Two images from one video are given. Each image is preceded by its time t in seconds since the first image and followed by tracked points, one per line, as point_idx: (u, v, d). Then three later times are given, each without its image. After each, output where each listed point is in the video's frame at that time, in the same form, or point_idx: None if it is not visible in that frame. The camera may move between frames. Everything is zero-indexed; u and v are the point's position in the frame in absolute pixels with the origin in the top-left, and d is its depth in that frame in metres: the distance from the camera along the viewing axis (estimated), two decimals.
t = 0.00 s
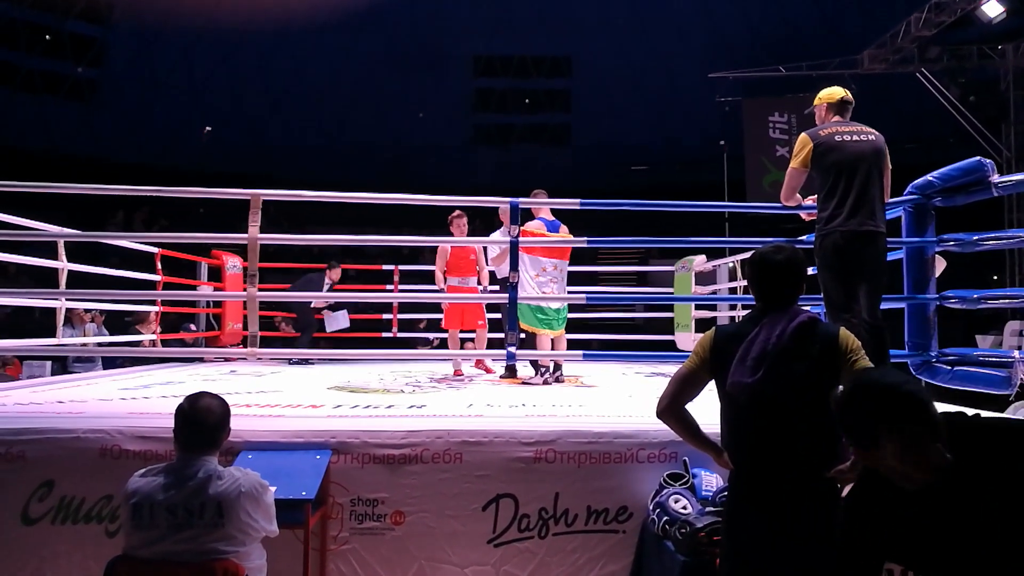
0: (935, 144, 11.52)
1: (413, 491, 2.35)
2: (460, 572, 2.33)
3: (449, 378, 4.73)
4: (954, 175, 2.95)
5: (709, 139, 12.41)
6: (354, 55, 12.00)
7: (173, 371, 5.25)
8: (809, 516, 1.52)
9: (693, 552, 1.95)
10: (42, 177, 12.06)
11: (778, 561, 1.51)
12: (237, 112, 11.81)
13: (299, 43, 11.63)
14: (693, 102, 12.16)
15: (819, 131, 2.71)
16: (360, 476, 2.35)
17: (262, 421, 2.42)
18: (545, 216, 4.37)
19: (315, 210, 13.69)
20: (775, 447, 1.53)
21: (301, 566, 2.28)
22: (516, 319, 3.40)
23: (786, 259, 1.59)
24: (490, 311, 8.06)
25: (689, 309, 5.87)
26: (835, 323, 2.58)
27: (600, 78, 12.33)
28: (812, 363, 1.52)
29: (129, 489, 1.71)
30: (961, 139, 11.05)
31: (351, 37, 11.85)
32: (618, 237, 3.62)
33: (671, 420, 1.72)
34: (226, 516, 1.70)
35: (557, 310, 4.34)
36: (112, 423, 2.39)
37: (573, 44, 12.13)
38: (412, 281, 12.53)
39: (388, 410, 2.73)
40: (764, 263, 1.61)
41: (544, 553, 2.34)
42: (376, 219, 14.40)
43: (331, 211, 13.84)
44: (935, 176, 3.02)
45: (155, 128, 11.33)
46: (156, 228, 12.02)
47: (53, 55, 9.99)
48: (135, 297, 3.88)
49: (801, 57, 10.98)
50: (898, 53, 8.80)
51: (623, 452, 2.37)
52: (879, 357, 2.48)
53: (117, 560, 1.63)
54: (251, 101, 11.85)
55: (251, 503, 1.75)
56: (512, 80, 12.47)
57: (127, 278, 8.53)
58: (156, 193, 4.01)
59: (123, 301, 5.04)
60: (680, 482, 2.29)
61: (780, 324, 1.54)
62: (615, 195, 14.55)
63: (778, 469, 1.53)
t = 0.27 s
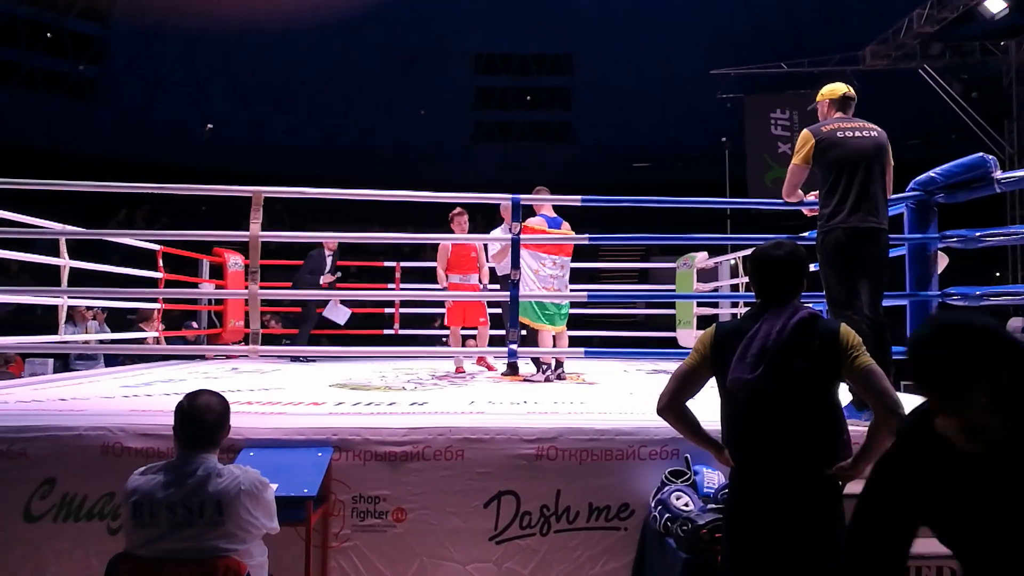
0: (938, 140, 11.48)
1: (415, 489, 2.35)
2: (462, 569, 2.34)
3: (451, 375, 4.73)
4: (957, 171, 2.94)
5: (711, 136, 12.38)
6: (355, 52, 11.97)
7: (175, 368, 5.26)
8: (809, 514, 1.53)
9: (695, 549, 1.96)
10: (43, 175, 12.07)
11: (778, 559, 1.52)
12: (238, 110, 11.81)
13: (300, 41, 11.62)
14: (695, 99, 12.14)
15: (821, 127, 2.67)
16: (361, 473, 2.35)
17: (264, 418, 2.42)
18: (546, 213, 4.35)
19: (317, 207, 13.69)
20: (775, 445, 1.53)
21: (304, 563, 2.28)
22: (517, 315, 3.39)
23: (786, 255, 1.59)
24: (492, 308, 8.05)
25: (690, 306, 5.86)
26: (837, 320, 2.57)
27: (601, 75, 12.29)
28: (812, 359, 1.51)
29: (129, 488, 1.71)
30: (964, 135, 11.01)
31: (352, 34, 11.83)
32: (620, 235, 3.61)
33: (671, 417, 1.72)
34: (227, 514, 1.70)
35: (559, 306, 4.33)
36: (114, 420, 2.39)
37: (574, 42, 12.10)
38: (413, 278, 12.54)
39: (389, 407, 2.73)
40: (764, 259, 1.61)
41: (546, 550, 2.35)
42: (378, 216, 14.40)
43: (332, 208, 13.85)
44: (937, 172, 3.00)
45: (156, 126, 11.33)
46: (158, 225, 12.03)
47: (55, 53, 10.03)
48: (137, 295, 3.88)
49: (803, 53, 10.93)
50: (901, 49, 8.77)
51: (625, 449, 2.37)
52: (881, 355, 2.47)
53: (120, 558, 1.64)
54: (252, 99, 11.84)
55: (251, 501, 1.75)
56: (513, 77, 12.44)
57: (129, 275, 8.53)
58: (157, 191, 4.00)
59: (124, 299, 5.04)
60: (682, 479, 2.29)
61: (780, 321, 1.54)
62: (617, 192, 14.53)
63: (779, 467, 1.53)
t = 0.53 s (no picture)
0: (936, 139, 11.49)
1: (413, 487, 2.35)
2: (460, 568, 2.34)
3: (449, 373, 4.73)
4: (956, 170, 2.94)
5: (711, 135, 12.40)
6: (354, 50, 11.96)
7: (173, 366, 5.25)
8: (807, 513, 1.53)
9: (692, 548, 1.96)
10: (41, 173, 12.05)
11: (776, 559, 1.52)
12: (237, 108, 11.80)
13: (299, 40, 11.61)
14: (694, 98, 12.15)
15: (820, 126, 2.67)
16: (359, 472, 2.35)
17: (261, 417, 2.41)
18: (545, 211, 4.35)
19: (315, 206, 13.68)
20: (772, 444, 1.52)
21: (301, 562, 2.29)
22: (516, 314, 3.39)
23: (784, 253, 1.60)
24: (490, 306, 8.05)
25: (689, 304, 5.86)
26: (836, 319, 2.57)
27: (600, 74, 12.28)
28: (809, 357, 1.51)
29: (125, 487, 1.71)
30: (962, 135, 11.03)
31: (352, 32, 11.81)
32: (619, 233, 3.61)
33: (669, 416, 1.72)
34: (224, 513, 1.70)
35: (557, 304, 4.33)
36: (111, 419, 2.39)
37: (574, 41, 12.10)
38: (412, 277, 12.54)
39: (388, 406, 2.72)
40: (761, 258, 1.62)
41: (543, 549, 2.35)
42: (376, 214, 14.39)
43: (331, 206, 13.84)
44: (936, 171, 3.00)
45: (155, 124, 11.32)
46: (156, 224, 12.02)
47: (53, 51, 10.02)
48: (135, 293, 3.87)
49: (802, 52, 10.94)
50: (899, 48, 8.78)
51: (623, 448, 2.37)
52: (880, 354, 2.48)
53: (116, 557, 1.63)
54: (251, 97, 11.83)
55: (248, 500, 1.74)
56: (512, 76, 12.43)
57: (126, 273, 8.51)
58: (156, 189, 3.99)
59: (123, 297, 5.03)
60: (680, 478, 2.29)
61: (778, 318, 1.54)
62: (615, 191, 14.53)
63: (777, 467, 1.53)
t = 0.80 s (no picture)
0: (936, 137, 11.48)
1: (413, 484, 2.35)
2: (459, 564, 2.34)
3: (449, 371, 4.73)
4: (955, 167, 2.94)
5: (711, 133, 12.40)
6: (353, 47, 11.94)
7: (173, 363, 5.25)
8: (805, 509, 1.53)
9: (692, 545, 1.97)
10: (39, 170, 12.04)
11: (774, 555, 1.52)
12: (236, 106, 11.79)
13: (299, 38, 11.60)
14: (694, 95, 12.14)
15: (821, 123, 2.67)
16: (359, 469, 2.35)
17: (261, 414, 2.41)
18: (544, 209, 4.34)
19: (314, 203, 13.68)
20: (771, 440, 1.52)
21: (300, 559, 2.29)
22: (516, 312, 3.38)
23: (785, 251, 1.59)
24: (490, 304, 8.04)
25: (688, 302, 5.85)
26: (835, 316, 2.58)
27: (599, 71, 12.26)
28: (808, 354, 1.51)
29: (124, 485, 1.71)
30: (962, 132, 11.02)
31: (351, 30, 11.80)
32: (618, 231, 3.60)
33: (669, 413, 1.72)
34: (223, 510, 1.70)
35: (557, 302, 4.32)
36: (110, 416, 2.39)
37: (573, 38, 12.08)
38: (411, 274, 12.54)
39: (388, 403, 2.72)
40: (761, 255, 1.62)
41: (543, 546, 2.35)
42: (376, 212, 14.38)
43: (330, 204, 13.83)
44: (936, 168, 3.00)
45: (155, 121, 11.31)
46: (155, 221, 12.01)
47: (52, 48, 10.05)
48: (133, 291, 3.87)
49: (802, 49, 10.92)
50: (899, 45, 8.77)
51: (623, 445, 2.37)
52: (880, 350, 2.48)
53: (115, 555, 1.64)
54: (250, 94, 11.82)
55: (247, 496, 1.74)
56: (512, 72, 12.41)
57: (125, 271, 8.51)
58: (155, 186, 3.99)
59: (122, 294, 5.02)
60: (680, 475, 2.29)
61: (776, 314, 1.54)
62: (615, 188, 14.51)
63: (776, 463, 1.53)
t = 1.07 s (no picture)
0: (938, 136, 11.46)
1: (414, 484, 2.35)
2: (461, 564, 2.34)
3: (450, 371, 4.73)
4: (957, 166, 2.93)
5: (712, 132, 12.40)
6: (354, 47, 11.94)
7: (173, 364, 5.25)
8: (807, 509, 1.52)
9: (693, 545, 1.97)
10: (41, 170, 12.05)
11: (776, 555, 1.52)
12: (237, 105, 11.79)
13: (299, 38, 11.59)
14: (695, 95, 12.14)
15: (822, 122, 2.67)
16: (360, 469, 2.35)
17: (262, 414, 2.41)
18: (546, 208, 4.34)
19: (315, 203, 13.68)
20: (772, 440, 1.52)
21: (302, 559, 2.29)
22: (517, 311, 3.38)
23: (786, 250, 1.59)
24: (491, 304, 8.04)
25: (689, 302, 5.85)
26: (836, 316, 2.57)
27: (600, 70, 12.25)
28: (809, 353, 1.50)
29: (124, 485, 1.70)
30: (964, 131, 11.00)
31: (352, 29, 11.80)
32: (620, 231, 3.60)
33: (671, 413, 1.72)
34: (223, 510, 1.70)
35: (558, 303, 4.32)
36: (111, 417, 2.39)
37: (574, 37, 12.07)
38: (412, 274, 12.53)
39: (388, 403, 2.72)
40: (763, 254, 1.61)
41: (545, 546, 2.35)
42: (376, 211, 14.37)
43: (331, 203, 13.83)
44: (937, 168, 2.99)
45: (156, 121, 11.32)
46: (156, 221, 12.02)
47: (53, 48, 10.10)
48: (134, 291, 3.87)
49: (803, 49, 10.92)
50: (900, 44, 8.76)
51: (624, 445, 2.36)
52: (881, 350, 2.48)
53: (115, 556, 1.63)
54: (251, 94, 11.82)
55: (247, 496, 1.74)
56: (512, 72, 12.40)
57: (126, 271, 8.51)
58: (156, 186, 3.99)
59: (123, 294, 5.02)
60: (681, 475, 2.29)
61: (777, 314, 1.54)
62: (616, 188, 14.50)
63: (777, 463, 1.52)
